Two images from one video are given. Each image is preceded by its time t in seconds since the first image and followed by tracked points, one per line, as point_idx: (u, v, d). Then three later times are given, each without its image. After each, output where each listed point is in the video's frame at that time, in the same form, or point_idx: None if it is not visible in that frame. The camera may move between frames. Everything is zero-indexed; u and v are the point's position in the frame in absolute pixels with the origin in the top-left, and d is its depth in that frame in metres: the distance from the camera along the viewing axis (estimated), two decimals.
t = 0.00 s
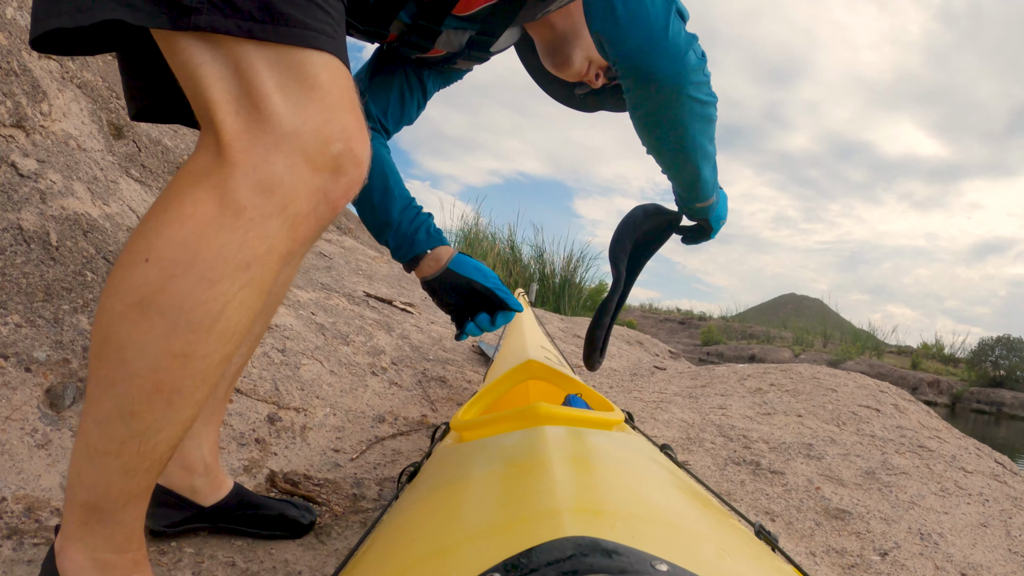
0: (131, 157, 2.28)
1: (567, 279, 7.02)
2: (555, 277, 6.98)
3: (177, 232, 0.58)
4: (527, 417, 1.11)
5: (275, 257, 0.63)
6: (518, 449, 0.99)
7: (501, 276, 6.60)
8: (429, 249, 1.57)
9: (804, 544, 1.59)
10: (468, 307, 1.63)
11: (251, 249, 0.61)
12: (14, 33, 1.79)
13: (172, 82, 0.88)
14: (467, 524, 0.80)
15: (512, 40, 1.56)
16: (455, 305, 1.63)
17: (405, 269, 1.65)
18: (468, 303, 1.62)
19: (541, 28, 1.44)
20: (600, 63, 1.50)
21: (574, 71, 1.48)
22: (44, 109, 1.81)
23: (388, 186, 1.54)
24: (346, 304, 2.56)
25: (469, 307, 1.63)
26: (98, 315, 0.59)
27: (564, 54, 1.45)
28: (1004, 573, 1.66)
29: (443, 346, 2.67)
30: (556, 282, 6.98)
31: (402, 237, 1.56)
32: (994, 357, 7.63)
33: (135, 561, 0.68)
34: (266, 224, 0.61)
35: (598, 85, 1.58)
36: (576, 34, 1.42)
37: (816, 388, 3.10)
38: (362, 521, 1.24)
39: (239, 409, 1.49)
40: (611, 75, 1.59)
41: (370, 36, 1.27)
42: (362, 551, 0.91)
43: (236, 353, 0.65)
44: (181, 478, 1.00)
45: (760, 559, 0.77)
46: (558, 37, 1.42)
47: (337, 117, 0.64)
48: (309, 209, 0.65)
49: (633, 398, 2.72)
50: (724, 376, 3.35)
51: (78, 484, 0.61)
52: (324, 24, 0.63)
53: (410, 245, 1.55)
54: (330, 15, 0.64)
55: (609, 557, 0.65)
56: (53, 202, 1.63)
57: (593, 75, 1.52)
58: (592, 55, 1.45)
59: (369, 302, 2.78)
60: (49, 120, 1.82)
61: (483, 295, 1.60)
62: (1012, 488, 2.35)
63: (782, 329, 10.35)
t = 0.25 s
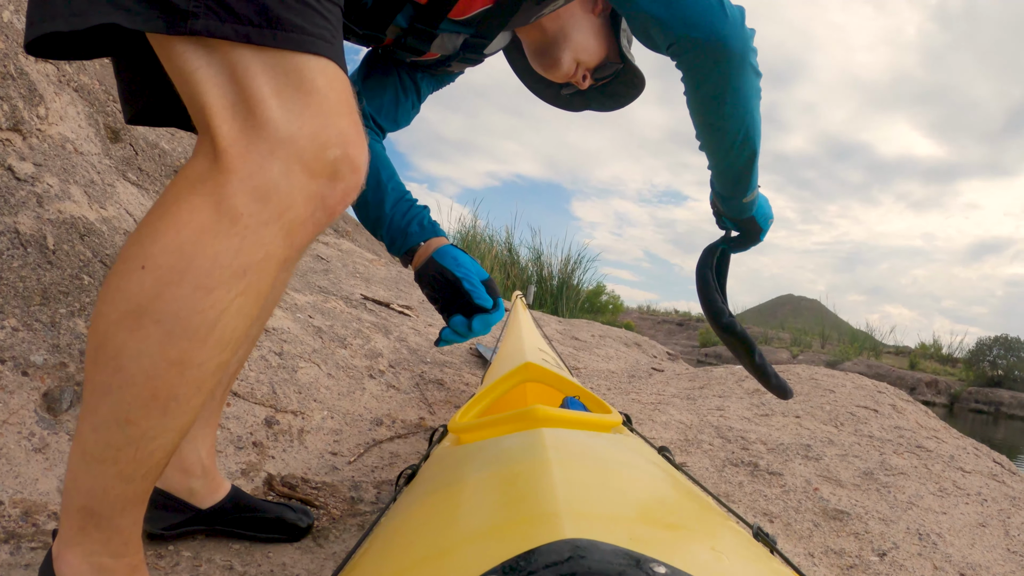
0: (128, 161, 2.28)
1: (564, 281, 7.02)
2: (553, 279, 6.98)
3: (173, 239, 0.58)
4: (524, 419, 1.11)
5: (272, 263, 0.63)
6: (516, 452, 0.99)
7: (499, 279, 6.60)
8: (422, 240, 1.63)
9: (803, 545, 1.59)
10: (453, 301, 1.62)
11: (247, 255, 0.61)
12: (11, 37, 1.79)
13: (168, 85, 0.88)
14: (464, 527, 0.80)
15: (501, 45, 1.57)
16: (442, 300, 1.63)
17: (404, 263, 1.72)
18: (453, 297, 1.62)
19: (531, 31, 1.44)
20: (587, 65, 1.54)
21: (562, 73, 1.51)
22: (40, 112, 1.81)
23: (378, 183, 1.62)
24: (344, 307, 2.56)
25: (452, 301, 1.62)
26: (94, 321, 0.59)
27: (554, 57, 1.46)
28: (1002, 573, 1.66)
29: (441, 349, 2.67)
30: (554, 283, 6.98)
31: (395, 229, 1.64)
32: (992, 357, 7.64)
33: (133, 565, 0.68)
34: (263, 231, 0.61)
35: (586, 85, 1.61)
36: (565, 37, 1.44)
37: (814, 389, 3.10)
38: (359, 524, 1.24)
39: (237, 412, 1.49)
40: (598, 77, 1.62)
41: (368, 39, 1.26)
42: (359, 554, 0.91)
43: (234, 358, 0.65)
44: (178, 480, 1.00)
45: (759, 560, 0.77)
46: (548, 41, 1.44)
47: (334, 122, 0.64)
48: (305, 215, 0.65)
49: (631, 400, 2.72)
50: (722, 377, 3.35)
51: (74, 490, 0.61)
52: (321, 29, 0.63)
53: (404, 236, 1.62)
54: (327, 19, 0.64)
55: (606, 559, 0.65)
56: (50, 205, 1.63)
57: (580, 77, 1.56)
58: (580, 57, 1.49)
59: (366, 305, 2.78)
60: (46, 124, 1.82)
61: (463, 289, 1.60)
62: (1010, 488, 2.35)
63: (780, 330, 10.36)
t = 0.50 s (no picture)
0: (126, 162, 2.28)
1: (563, 283, 7.02)
2: (552, 280, 6.98)
3: (179, 243, 0.58)
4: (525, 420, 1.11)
5: (277, 266, 0.63)
6: (518, 453, 0.99)
7: (498, 280, 6.59)
8: (423, 243, 1.62)
9: (803, 546, 1.59)
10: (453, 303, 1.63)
11: (253, 260, 0.61)
12: (10, 38, 1.78)
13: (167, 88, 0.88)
14: (466, 529, 0.80)
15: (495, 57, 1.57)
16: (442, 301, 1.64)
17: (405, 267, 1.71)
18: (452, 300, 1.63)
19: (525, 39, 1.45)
20: (580, 76, 1.54)
21: (555, 83, 1.51)
22: (39, 114, 1.81)
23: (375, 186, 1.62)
24: (343, 308, 2.56)
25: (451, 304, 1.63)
26: (98, 324, 0.59)
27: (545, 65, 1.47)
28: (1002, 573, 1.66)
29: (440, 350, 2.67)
30: (553, 284, 6.98)
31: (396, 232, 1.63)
32: (990, 358, 7.65)
33: (134, 567, 0.68)
34: (268, 235, 0.61)
35: (575, 97, 1.60)
36: (559, 47, 1.44)
37: (813, 390, 3.10)
38: (360, 526, 1.24)
39: (236, 414, 1.49)
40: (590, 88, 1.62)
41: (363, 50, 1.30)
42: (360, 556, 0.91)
43: (238, 361, 0.65)
44: (179, 482, 1.00)
45: (759, 560, 0.78)
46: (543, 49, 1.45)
47: (338, 127, 0.64)
48: (310, 219, 0.65)
49: (631, 401, 2.72)
50: (721, 378, 3.35)
51: (77, 492, 0.61)
52: (326, 34, 0.63)
53: (404, 239, 1.62)
54: (331, 24, 0.65)
55: (607, 559, 0.65)
56: (49, 207, 1.62)
57: (571, 88, 1.56)
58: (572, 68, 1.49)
59: (365, 306, 2.77)
60: (45, 125, 1.82)
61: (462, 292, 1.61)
62: (1010, 488, 2.35)
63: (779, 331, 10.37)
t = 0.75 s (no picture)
0: (126, 163, 2.28)
1: (562, 283, 7.02)
2: (551, 281, 6.98)
3: (187, 243, 0.58)
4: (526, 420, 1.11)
5: (283, 268, 0.63)
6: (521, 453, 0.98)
7: (497, 281, 6.60)
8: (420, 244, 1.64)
9: (802, 546, 1.59)
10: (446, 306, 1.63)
11: (260, 261, 0.61)
12: (9, 38, 1.79)
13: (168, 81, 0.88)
14: (469, 528, 0.80)
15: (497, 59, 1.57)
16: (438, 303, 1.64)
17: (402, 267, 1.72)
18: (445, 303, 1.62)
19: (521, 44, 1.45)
20: (572, 86, 1.51)
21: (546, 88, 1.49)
22: (39, 114, 1.81)
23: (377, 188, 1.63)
24: (342, 309, 2.56)
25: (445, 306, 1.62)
26: (103, 322, 0.58)
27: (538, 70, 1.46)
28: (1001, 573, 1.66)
29: (439, 351, 2.67)
30: (552, 285, 6.98)
31: (395, 233, 1.64)
32: (990, 358, 7.65)
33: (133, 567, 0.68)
34: (276, 236, 0.61)
35: (567, 104, 1.57)
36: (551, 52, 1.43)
37: (812, 390, 3.10)
38: (359, 527, 1.24)
39: (235, 415, 1.49)
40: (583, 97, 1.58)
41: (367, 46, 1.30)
42: (360, 556, 0.91)
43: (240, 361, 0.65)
44: (180, 482, 1.00)
45: (758, 561, 0.78)
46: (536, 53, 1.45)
47: (349, 132, 0.65)
48: (317, 221, 0.65)
49: (630, 402, 2.72)
50: (720, 379, 3.35)
51: (78, 490, 0.61)
52: (340, 40, 0.64)
53: (403, 240, 1.63)
54: (345, 30, 0.65)
55: (606, 560, 0.65)
56: (48, 208, 1.62)
57: (563, 96, 1.53)
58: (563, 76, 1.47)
59: (364, 307, 2.77)
60: (44, 126, 1.82)
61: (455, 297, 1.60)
62: (1009, 489, 2.35)
63: (778, 331, 10.37)
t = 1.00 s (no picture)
0: (126, 162, 2.28)
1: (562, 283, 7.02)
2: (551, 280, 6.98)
3: (198, 243, 0.58)
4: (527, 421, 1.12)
5: (291, 269, 0.63)
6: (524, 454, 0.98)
7: (497, 280, 6.59)
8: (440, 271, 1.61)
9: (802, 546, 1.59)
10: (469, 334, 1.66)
11: (269, 262, 0.61)
12: (10, 37, 1.78)
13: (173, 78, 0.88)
14: (473, 527, 0.79)
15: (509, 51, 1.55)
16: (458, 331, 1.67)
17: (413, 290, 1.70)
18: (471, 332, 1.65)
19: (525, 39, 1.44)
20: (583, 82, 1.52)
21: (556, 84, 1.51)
22: (40, 113, 1.81)
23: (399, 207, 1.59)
24: (342, 308, 2.56)
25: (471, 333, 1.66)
26: (111, 319, 0.58)
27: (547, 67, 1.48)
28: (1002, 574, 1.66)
29: (439, 350, 2.67)
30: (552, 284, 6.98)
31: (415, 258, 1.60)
32: (990, 358, 7.64)
33: (132, 566, 0.67)
34: (286, 238, 0.62)
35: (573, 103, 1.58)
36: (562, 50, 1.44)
37: (812, 390, 3.10)
38: (359, 526, 1.24)
39: (236, 414, 1.49)
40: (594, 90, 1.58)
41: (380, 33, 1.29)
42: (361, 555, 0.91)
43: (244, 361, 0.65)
44: (181, 482, 1.00)
45: (759, 560, 0.78)
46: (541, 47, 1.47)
47: (358, 140, 0.65)
48: (325, 224, 0.65)
49: (630, 401, 2.72)
50: (721, 379, 3.35)
51: (82, 488, 0.60)
52: (352, 51, 0.65)
53: (422, 266, 1.60)
54: (357, 41, 0.67)
55: (607, 559, 0.65)
56: (49, 206, 1.62)
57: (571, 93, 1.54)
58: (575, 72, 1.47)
59: (365, 307, 2.77)
60: (45, 124, 1.82)
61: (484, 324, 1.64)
62: (1010, 489, 2.35)
63: (778, 331, 10.37)
